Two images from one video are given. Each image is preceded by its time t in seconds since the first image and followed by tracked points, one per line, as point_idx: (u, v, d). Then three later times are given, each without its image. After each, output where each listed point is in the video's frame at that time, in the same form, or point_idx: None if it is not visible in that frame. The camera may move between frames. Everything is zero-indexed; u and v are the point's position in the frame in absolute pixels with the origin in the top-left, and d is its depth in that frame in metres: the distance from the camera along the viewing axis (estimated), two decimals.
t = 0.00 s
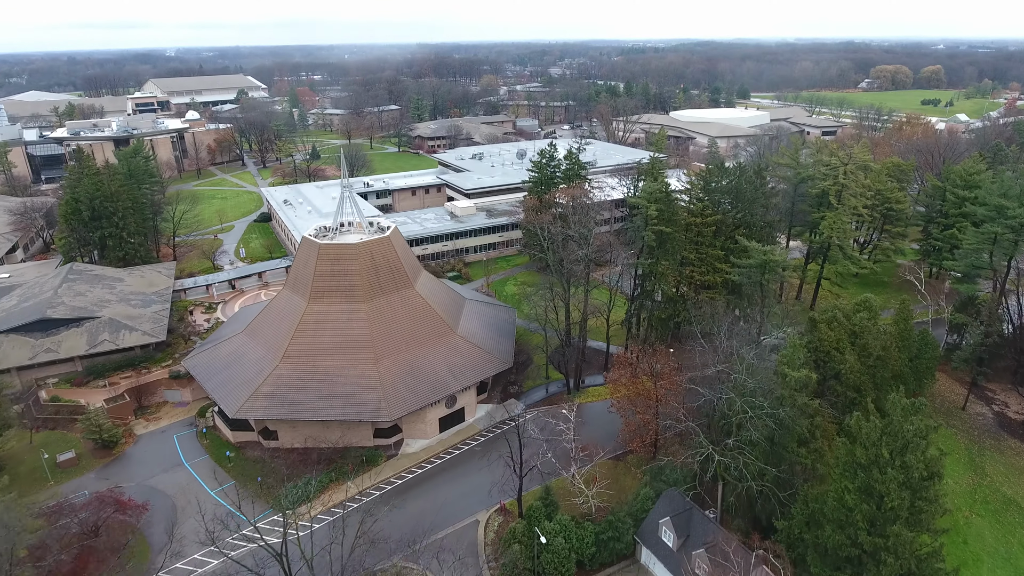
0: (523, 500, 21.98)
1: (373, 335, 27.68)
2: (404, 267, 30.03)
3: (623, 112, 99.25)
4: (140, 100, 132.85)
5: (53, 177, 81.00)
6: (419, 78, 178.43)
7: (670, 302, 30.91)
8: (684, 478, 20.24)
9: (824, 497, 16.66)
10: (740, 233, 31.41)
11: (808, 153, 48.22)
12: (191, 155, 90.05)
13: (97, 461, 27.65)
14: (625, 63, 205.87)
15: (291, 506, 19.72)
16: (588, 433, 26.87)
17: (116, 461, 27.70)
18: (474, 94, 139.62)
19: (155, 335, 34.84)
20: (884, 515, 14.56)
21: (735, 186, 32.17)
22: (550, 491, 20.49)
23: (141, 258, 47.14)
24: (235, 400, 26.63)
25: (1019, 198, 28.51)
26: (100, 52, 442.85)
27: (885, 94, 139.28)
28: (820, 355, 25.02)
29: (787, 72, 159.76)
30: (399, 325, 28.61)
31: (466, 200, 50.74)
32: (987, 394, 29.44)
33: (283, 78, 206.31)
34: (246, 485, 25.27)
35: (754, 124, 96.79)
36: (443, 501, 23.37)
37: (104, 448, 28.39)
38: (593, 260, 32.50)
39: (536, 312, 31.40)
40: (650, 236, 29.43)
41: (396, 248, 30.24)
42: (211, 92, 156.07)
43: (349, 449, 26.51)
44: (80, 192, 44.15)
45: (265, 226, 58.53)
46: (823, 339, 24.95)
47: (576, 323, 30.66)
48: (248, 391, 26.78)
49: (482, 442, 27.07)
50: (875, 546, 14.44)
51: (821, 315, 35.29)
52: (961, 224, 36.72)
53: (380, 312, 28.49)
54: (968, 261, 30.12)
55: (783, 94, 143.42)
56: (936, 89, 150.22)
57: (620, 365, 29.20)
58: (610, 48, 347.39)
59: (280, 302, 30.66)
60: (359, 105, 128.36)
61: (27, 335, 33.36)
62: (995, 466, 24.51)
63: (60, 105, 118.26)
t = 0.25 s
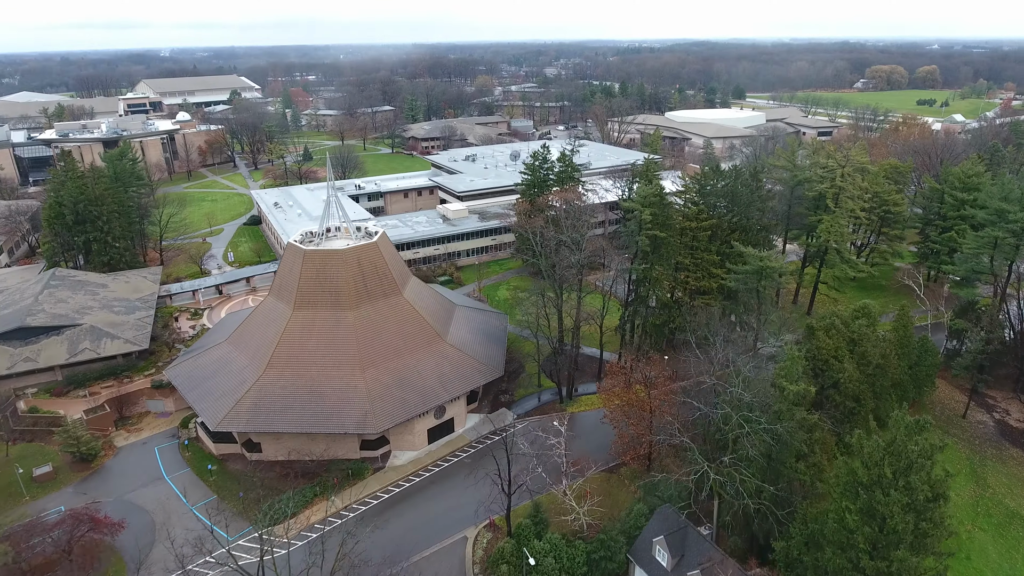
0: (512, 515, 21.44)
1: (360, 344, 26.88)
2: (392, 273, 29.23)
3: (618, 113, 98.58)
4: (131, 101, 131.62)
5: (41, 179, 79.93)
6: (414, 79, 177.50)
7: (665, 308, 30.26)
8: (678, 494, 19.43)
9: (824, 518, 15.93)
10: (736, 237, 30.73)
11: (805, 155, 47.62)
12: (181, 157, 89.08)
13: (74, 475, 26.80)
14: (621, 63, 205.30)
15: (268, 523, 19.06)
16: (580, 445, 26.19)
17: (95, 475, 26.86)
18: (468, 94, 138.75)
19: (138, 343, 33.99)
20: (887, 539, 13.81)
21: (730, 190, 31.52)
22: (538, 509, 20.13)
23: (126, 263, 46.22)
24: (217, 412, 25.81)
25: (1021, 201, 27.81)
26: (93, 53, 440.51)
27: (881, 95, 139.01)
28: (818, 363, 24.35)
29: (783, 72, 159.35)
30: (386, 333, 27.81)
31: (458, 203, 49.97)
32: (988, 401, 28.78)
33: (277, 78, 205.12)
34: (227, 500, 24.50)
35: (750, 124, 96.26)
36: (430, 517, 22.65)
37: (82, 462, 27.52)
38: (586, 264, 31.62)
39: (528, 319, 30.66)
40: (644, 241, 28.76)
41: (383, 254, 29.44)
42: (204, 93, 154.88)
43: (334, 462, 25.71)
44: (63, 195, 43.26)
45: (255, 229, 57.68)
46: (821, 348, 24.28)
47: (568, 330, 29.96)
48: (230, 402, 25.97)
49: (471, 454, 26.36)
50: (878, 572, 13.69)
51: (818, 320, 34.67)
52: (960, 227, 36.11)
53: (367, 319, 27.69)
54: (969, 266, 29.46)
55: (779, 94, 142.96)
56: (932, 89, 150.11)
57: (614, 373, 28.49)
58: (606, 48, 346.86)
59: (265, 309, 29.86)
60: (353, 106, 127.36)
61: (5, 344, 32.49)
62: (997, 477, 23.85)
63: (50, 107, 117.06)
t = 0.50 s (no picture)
0: (498, 535, 20.64)
1: (342, 354, 26.07)
2: (376, 280, 28.44)
3: (609, 114, 98.12)
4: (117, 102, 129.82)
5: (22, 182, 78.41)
6: (404, 80, 176.57)
7: (656, 314, 29.81)
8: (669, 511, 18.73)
9: (819, 538, 15.32)
10: (728, 242, 30.19)
11: (796, 156, 47.22)
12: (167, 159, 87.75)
13: (46, 492, 25.84)
14: (613, 64, 205.08)
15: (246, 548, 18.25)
16: (569, 456, 25.55)
17: (67, 492, 25.91)
18: (459, 95, 137.94)
19: (114, 353, 32.97)
20: (885, 563, 13.24)
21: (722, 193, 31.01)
22: (525, 526, 19.27)
23: (106, 269, 45.00)
24: (194, 426, 24.94)
25: (1016, 204, 27.32)
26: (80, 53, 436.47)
27: (871, 95, 139.50)
28: (811, 372, 23.84)
29: (774, 72, 159.56)
30: (370, 342, 27.02)
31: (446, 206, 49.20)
32: (983, 408, 28.31)
33: (266, 79, 203.49)
34: (203, 518, 23.60)
35: (741, 125, 96.09)
36: (413, 534, 21.93)
37: (54, 477, 26.57)
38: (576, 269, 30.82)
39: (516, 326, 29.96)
40: (635, 245, 28.42)
41: (367, 260, 28.63)
42: (192, 94, 153.17)
43: (315, 476, 24.90)
44: (40, 200, 42.19)
45: (240, 233, 56.68)
46: (815, 356, 23.75)
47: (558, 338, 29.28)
48: (207, 415, 25.12)
49: (457, 466, 25.60)
50: None
51: (810, 326, 34.20)
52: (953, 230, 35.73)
53: (350, 328, 26.87)
54: (963, 270, 29.01)
55: (770, 95, 143.03)
56: (921, 89, 150.83)
57: (604, 382, 27.84)
58: (597, 49, 347.20)
59: (245, 318, 29.00)
60: (343, 107, 126.28)
61: None
62: (995, 487, 23.38)
63: (33, 108, 115.22)
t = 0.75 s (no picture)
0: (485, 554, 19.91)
1: (325, 363, 25.22)
2: (361, 287, 27.60)
3: (601, 115, 97.60)
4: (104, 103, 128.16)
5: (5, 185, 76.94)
6: (396, 80, 175.57)
7: (649, 321, 29.10)
8: (660, 531, 17.79)
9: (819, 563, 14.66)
10: (721, 246, 29.59)
11: (790, 157, 46.69)
12: (154, 161, 86.50)
13: (17, 509, 24.91)
14: (606, 64, 204.81)
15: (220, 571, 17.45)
16: (559, 469, 24.86)
17: (40, 508, 24.97)
18: (451, 96, 137.13)
19: (92, 363, 31.99)
20: None
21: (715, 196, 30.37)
22: (512, 546, 18.49)
23: (87, 275, 43.43)
24: (171, 440, 24.05)
25: (1014, 208, 26.82)
26: (69, 53, 432.35)
27: (863, 95, 139.72)
28: (807, 381, 23.21)
29: (766, 72, 159.57)
30: (355, 351, 26.18)
31: (436, 209, 48.41)
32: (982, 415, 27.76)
33: (256, 79, 201.86)
34: (180, 536, 22.76)
35: (734, 125, 95.78)
36: (398, 553, 21.18)
37: (27, 493, 25.64)
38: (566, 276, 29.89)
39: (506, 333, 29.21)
40: (626, 251, 27.36)
41: (352, 266, 27.80)
42: (181, 95, 151.76)
43: (297, 491, 24.09)
44: (19, 205, 41.26)
45: (227, 237, 55.70)
46: (810, 364, 23.15)
47: (548, 345, 28.58)
48: (185, 429, 24.24)
49: (444, 479, 24.83)
50: None
51: (805, 331, 33.66)
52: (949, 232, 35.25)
53: (333, 337, 26.03)
54: (960, 275, 28.50)
55: (763, 94, 142.96)
56: (913, 89, 151.23)
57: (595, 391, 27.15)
58: (589, 49, 347.27)
59: (226, 327, 28.11)
60: (334, 108, 125.29)
61: None
62: (995, 498, 22.84)
63: (18, 109, 113.49)
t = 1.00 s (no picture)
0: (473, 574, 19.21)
1: (311, 375, 24.53)
2: (348, 295, 26.90)
3: (597, 115, 96.97)
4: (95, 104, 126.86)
5: None
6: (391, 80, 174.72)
7: (644, 329, 28.41)
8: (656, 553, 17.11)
9: None
10: (718, 252, 28.93)
11: (787, 158, 46.06)
12: (144, 163, 85.45)
13: None
14: (603, 64, 204.27)
15: None
16: (550, 482, 24.22)
17: (15, 525, 24.18)
18: (446, 96, 136.38)
19: (73, 372, 31.08)
20: None
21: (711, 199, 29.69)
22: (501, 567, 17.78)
23: (73, 280, 42.78)
24: (150, 455, 23.31)
25: (1017, 212, 26.21)
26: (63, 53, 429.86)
27: (859, 95, 139.49)
28: (806, 392, 22.55)
29: (762, 72, 159.15)
30: (341, 362, 25.49)
31: (429, 212, 47.65)
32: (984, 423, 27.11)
33: (250, 80, 200.68)
34: (159, 553, 21.99)
35: (730, 126, 95.26)
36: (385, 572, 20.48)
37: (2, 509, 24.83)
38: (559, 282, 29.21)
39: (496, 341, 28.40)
40: (620, 257, 26.66)
41: (339, 274, 27.08)
42: (175, 96, 150.72)
43: (281, 506, 23.34)
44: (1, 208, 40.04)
45: (217, 240, 54.82)
46: (809, 375, 22.54)
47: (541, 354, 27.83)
48: (166, 443, 23.50)
49: (433, 493, 24.10)
50: None
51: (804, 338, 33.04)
52: (949, 236, 34.72)
53: (319, 347, 25.30)
54: (962, 281, 27.87)
55: (760, 94, 142.59)
56: (909, 89, 151.09)
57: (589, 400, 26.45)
58: (586, 48, 346.90)
59: (209, 336, 27.37)
60: (329, 109, 124.48)
61: None
62: (999, 512, 22.18)
63: (7, 110, 112.15)
